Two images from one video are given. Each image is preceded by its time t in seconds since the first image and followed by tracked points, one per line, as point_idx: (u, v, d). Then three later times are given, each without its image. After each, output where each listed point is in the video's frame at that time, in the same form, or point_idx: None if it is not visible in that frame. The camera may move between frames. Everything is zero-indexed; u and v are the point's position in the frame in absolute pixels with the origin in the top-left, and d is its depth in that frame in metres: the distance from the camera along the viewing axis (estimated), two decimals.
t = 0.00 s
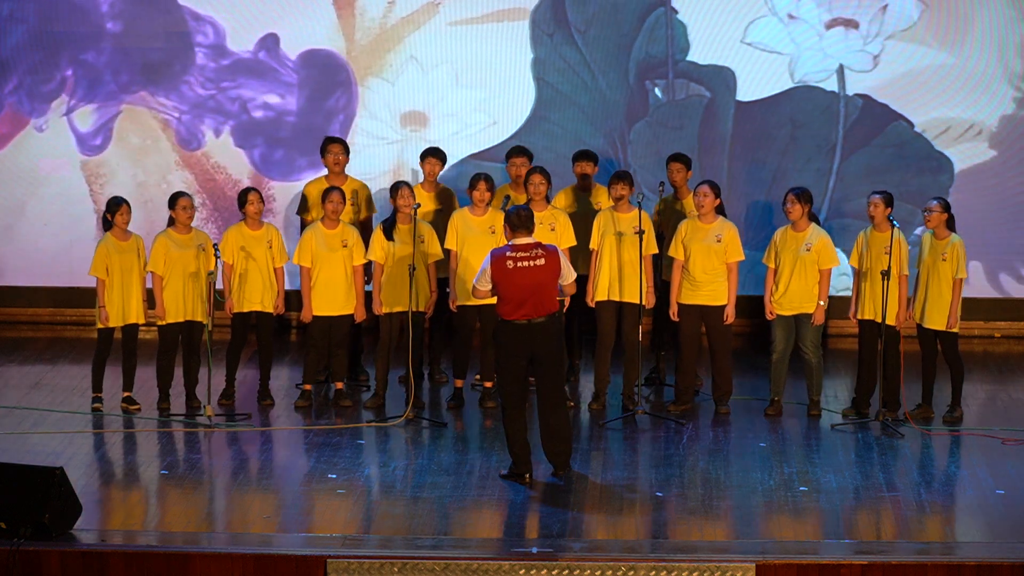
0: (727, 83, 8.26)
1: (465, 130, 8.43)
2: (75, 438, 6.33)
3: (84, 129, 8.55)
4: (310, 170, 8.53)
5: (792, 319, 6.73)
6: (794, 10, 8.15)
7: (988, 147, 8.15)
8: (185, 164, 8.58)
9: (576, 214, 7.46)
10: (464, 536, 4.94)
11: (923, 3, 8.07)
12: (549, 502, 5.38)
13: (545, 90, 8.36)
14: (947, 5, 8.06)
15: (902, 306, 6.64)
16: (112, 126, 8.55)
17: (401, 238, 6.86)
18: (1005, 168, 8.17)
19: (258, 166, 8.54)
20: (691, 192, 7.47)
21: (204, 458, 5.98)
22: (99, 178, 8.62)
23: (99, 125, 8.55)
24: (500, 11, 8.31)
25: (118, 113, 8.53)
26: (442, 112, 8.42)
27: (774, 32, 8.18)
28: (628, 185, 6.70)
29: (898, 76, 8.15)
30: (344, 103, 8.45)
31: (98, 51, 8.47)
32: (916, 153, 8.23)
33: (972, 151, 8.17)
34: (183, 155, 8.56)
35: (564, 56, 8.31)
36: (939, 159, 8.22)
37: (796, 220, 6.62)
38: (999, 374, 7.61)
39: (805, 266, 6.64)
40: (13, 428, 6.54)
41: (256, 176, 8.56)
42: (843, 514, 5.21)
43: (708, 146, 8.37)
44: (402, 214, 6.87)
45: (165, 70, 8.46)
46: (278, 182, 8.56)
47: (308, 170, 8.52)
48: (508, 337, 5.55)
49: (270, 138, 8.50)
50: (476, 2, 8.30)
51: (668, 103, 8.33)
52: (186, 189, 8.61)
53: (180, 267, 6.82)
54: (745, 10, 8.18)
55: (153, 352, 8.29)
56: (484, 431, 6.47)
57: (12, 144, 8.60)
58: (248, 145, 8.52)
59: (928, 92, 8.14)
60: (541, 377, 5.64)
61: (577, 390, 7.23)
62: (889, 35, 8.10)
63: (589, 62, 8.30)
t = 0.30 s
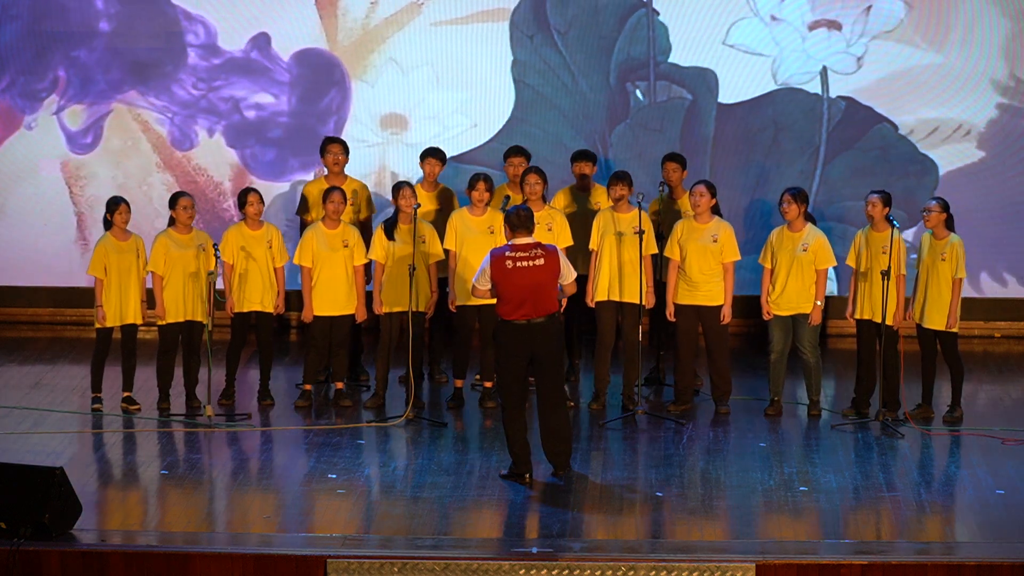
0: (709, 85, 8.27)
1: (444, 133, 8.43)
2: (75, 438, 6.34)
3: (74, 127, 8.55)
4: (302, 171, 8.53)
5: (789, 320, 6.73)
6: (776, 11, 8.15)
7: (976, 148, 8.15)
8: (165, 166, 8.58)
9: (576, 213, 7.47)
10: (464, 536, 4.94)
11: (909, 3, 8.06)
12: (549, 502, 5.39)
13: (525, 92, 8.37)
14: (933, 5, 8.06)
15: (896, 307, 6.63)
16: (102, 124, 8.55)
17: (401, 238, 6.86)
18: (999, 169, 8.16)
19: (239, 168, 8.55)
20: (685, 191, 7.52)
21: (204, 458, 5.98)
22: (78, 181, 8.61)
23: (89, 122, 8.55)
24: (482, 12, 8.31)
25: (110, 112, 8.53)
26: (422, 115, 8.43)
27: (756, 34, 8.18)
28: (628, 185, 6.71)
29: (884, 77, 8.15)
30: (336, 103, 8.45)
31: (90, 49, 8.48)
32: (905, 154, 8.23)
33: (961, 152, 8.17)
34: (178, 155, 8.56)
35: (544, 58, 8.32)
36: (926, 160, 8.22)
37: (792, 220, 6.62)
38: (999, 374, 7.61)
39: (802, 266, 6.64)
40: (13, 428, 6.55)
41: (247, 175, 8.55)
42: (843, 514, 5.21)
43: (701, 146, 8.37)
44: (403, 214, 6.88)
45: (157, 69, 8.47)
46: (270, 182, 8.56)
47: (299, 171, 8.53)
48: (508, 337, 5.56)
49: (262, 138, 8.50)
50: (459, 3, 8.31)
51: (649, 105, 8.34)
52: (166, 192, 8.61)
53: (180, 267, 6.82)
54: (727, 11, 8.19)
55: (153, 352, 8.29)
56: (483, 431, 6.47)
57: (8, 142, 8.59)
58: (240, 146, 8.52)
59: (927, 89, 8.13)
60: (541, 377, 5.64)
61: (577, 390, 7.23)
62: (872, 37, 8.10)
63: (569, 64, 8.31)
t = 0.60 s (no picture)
0: (690, 87, 8.28)
1: (423, 136, 8.43)
2: (75, 438, 6.34)
3: (63, 126, 8.56)
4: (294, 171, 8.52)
5: (787, 320, 6.73)
6: (757, 13, 8.15)
7: (963, 150, 8.15)
8: (144, 168, 8.59)
9: (576, 214, 7.47)
10: (463, 536, 4.95)
11: (894, 3, 8.06)
12: (550, 502, 5.39)
13: (503, 94, 8.37)
14: (918, 6, 8.06)
15: (895, 306, 6.62)
16: (92, 122, 8.55)
17: (402, 238, 6.87)
18: (992, 169, 8.15)
19: (218, 171, 8.55)
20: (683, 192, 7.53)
21: (204, 459, 5.99)
22: (57, 183, 8.63)
23: (79, 121, 8.55)
24: (462, 13, 8.31)
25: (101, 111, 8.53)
26: (400, 118, 8.43)
27: (736, 35, 8.18)
28: (627, 185, 6.71)
29: (870, 78, 8.15)
30: (328, 104, 8.45)
31: (81, 48, 8.48)
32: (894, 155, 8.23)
33: (948, 153, 8.17)
34: (170, 156, 8.57)
35: (523, 60, 8.32)
36: (913, 161, 8.22)
37: (789, 220, 6.63)
38: (999, 374, 7.61)
39: (799, 266, 6.65)
40: (13, 428, 6.55)
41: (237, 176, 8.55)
42: (842, 514, 5.21)
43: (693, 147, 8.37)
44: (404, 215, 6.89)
45: (147, 67, 8.47)
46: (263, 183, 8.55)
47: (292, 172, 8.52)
48: (509, 336, 5.56)
49: (254, 138, 8.50)
50: (441, 4, 8.31)
51: (629, 108, 8.34)
52: (145, 194, 8.62)
53: (180, 267, 6.83)
54: (707, 13, 8.19)
55: (153, 352, 8.29)
56: (483, 431, 6.47)
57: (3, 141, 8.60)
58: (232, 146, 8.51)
59: (927, 89, 8.11)
60: (541, 377, 5.64)
61: (577, 391, 7.23)
62: (855, 38, 8.11)
63: (548, 66, 8.32)
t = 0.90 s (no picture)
0: (673, 88, 8.28)
1: (401, 139, 8.43)
2: (75, 438, 6.34)
3: (53, 125, 8.56)
4: (288, 172, 8.52)
5: (785, 320, 6.73)
6: (739, 14, 8.16)
7: (951, 150, 8.16)
8: (125, 171, 8.59)
9: (576, 213, 7.45)
10: (462, 536, 4.95)
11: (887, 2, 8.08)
12: (550, 502, 5.38)
13: (483, 97, 8.38)
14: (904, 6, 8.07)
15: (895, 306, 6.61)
16: (83, 121, 8.55)
17: (403, 237, 6.87)
18: (986, 169, 8.16)
19: (198, 174, 8.56)
20: (682, 192, 7.52)
21: (204, 459, 5.99)
22: (36, 185, 8.64)
23: (70, 120, 8.55)
24: (444, 14, 8.33)
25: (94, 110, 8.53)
26: (382, 121, 8.43)
27: (719, 37, 8.20)
28: (622, 186, 6.71)
29: (857, 79, 8.16)
30: (321, 104, 8.44)
31: (74, 46, 8.48)
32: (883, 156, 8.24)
33: (937, 154, 8.18)
34: (164, 157, 8.56)
35: (503, 62, 8.34)
36: (901, 161, 8.23)
37: (788, 219, 6.63)
38: (999, 374, 7.62)
39: (798, 265, 6.65)
40: (13, 428, 6.55)
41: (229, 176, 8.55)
42: (842, 514, 5.21)
43: (688, 146, 8.36)
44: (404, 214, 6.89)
45: (138, 66, 8.47)
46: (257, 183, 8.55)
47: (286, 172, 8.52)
48: (510, 336, 5.56)
49: (248, 139, 8.50)
50: (424, 4, 8.32)
51: (610, 110, 8.34)
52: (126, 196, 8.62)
53: (180, 267, 6.83)
54: (689, 14, 8.20)
55: (153, 352, 8.29)
56: (483, 431, 6.47)
57: None
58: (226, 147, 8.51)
59: (928, 89, 8.11)
60: (541, 377, 5.65)
61: (576, 391, 7.23)
62: (838, 39, 8.12)
63: (527, 68, 8.34)
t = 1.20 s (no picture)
0: (656, 90, 8.28)
1: (380, 141, 8.45)
2: (75, 438, 6.34)
3: (44, 124, 8.56)
4: (282, 171, 8.52)
5: (784, 320, 6.74)
6: (721, 16, 8.17)
7: (939, 151, 8.16)
8: (103, 173, 8.60)
9: (575, 214, 7.47)
10: (461, 536, 4.95)
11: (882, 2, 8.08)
12: (550, 502, 5.38)
13: (462, 99, 8.39)
14: (890, 6, 8.08)
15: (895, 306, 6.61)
16: (74, 120, 8.55)
17: (402, 237, 6.84)
18: (981, 169, 8.16)
19: (180, 175, 8.57)
20: (680, 192, 7.52)
21: (203, 458, 5.99)
22: (15, 187, 8.66)
23: (61, 118, 8.55)
24: (425, 15, 8.34)
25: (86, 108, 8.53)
26: (364, 123, 8.45)
27: (700, 39, 8.21)
28: (618, 186, 6.71)
29: (844, 79, 8.16)
30: (314, 105, 8.45)
31: (67, 45, 8.48)
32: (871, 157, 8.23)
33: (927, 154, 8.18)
34: (158, 158, 8.57)
35: (482, 64, 8.35)
36: (889, 162, 8.23)
37: (788, 219, 6.63)
38: (999, 374, 7.62)
39: (797, 265, 6.65)
40: (13, 428, 6.54)
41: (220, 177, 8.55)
42: (841, 514, 5.21)
43: (685, 147, 8.35)
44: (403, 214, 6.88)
45: (130, 65, 8.47)
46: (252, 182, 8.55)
47: (281, 172, 8.52)
48: (512, 335, 5.57)
49: (242, 139, 8.50)
50: (405, 5, 8.33)
51: (589, 113, 8.34)
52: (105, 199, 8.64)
53: (180, 267, 6.83)
54: (671, 16, 8.21)
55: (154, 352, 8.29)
56: (483, 431, 6.47)
57: None
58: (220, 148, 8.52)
59: (929, 88, 8.10)
60: (542, 377, 5.65)
61: (576, 391, 7.24)
62: (821, 41, 8.14)
63: (507, 69, 8.34)
